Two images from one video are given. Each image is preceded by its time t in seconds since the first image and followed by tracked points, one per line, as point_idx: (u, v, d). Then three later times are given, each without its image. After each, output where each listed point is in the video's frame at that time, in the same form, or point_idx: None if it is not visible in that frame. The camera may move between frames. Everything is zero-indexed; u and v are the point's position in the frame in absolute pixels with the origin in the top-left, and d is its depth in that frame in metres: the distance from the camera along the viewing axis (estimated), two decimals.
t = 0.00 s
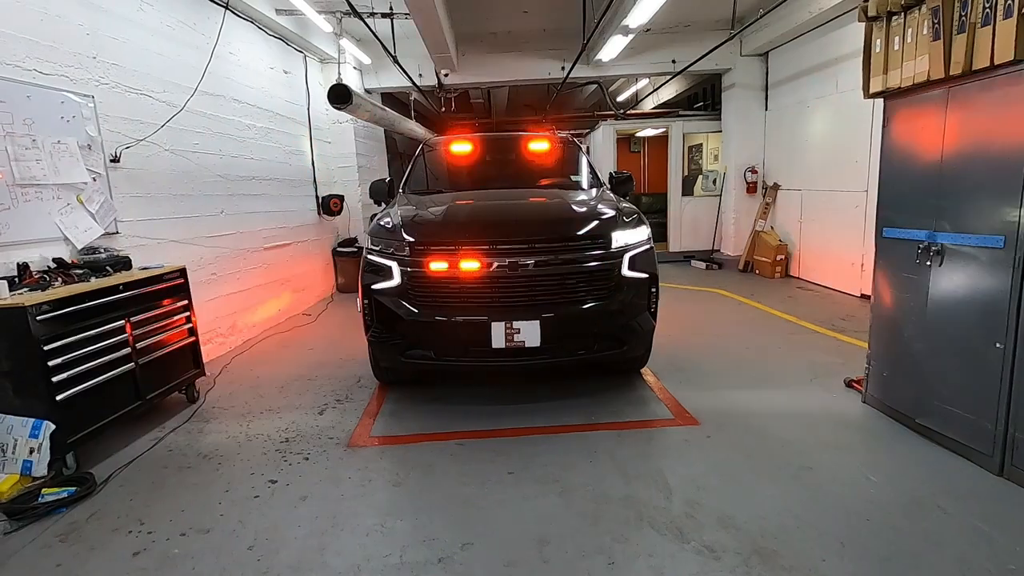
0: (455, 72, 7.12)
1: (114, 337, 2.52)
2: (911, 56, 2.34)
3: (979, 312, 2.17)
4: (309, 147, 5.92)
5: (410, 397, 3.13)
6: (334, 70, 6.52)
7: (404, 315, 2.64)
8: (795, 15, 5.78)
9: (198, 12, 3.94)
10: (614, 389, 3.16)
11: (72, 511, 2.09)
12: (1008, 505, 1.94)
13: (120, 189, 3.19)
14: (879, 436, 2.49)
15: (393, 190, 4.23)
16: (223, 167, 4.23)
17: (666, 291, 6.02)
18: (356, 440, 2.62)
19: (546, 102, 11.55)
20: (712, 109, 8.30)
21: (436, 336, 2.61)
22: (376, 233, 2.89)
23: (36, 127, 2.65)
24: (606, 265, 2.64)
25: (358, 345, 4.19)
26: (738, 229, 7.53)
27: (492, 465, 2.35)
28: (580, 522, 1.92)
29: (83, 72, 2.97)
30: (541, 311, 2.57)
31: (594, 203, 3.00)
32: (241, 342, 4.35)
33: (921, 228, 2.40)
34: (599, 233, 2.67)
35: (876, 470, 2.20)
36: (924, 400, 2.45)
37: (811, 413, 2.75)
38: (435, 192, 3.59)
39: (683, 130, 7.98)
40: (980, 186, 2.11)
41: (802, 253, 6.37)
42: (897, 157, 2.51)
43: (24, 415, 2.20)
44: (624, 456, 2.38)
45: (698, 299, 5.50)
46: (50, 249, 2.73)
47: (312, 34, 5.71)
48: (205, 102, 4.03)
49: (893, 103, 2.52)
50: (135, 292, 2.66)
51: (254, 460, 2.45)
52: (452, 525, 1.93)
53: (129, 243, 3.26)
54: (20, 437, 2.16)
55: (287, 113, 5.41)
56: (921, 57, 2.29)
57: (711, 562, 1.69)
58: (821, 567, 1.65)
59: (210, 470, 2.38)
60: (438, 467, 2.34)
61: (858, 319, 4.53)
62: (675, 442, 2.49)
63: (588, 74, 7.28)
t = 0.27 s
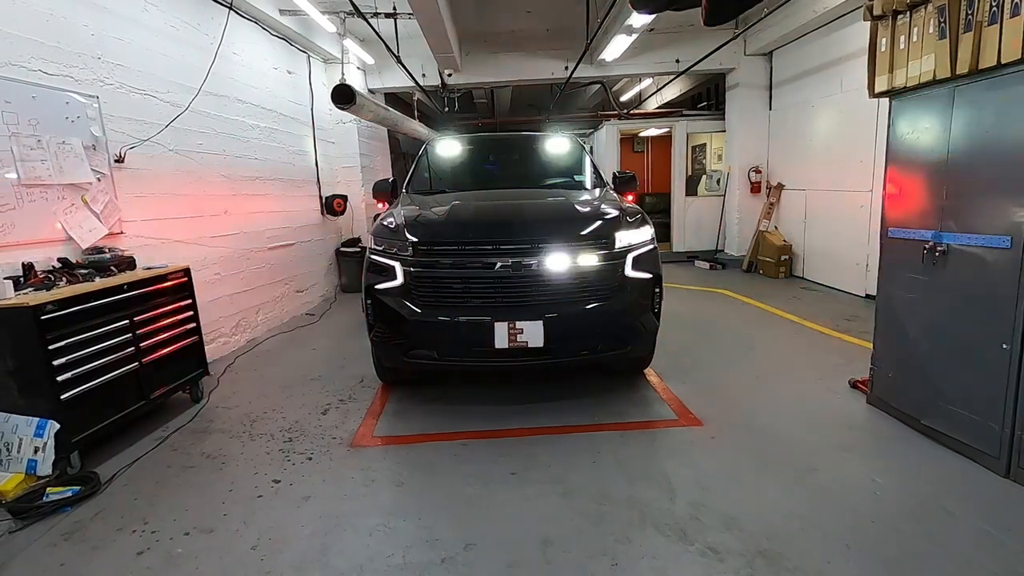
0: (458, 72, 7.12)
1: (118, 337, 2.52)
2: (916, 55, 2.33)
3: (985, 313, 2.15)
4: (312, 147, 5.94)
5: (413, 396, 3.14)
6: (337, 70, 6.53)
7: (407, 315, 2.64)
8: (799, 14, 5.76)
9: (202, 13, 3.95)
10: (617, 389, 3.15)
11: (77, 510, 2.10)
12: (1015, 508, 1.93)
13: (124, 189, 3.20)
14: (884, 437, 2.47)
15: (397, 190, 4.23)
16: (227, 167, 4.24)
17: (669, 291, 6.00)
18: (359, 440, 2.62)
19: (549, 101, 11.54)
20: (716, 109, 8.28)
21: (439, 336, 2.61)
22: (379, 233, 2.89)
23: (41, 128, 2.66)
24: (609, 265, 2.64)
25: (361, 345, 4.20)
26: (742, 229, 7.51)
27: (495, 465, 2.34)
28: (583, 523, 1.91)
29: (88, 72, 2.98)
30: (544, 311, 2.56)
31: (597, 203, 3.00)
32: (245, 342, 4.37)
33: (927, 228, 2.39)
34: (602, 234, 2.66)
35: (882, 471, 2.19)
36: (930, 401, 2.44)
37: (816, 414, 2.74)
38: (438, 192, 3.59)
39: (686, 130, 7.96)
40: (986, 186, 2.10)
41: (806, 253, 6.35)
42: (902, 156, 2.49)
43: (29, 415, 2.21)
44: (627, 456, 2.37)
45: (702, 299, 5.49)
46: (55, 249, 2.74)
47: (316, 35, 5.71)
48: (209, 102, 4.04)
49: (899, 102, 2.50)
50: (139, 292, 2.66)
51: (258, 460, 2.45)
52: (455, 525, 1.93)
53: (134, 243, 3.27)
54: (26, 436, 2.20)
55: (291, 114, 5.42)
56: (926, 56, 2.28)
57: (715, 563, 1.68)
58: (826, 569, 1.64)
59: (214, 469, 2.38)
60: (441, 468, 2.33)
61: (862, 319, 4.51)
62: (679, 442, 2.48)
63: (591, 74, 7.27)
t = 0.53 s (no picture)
0: (460, 72, 7.12)
1: (119, 337, 2.52)
2: (920, 54, 2.32)
3: (989, 314, 2.14)
4: (314, 147, 5.94)
5: (414, 397, 3.13)
6: (339, 70, 6.53)
7: (408, 315, 2.63)
8: (801, 14, 5.74)
9: (204, 13, 3.95)
10: (619, 390, 3.14)
11: (77, 510, 2.09)
12: (1020, 510, 1.91)
13: (125, 189, 3.20)
14: (887, 439, 2.46)
15: (398, 190, 4.22)
16: (228, 167, 4.24)
17: (671, 291, 5.99)
18: (359, 440, 2.61)
19: (551, 102, 11.53)
20: (718, 109, 8.26)
21: (440, 336, 2.61)
22: (380, 233, 2.89)
23: (43, 127, 2.66)
24: (611, 265, 2.63)
25: (363, 345, 4.19)
26: (744, 229, 7.50)
27: (497, 466, 2.34)
28: (585, 524, 1.90)
29: (90, 72, 2.98)
30: (546, 311, 2.56)
31: (599, 203, 2.99)
32: (246, 342, 4.36)
33: (930, 228, 2.38)
34: (604, 234, 2.65)
35: (885, 473, 2.18)
36: (934, 402, 2.43)
37: (819, 415, 2.72)
38: (439, 192, 3.59)
39: (688, 130, 7.94)
40: (990, 186, 2.09)
41: (808, 253, 6.33)
42: (906, 156, 2.48)
43: (29, 415, 2.21)
44: (629, 457, 2.36)
45: (704, 300, 5.48)
46: (56, 248, 2.73)
47: (317, 35, 5.71)
48: (211, 102, 4.04)
49: (902, 102, 2.49)
50: (140, 292, 2.66)
51: (258, 460, 2.45)
52: (456, 526, 1.92)
53: (135, 243, 3.27)
54: (26, 436, 2.19)
55: (292, 113, 5.42)
56: (930, 56, 2.27)
57: (717, 565, 1.67)
58: (829, 571, 1.63)
59: (214, 469, 2.38)
60: (442, 468, 2.33)
61: (865, 319, 4.49)
62: (681, 443, 2.47)
63: (593, 74, 7.26)
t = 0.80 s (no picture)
0: (455, 72, 7.11)
1: (110, 339, 2.49)
2: (913, 56, 2.33)
3: (981, 314, 2.15)
4: (308, 147, 5.91)
5: (409, 398, 3.12)
6: (333, 71, 6.50)
7: (403, 316, 2.62)
8: (795, 15, 5.77)
9: (196, 12, 3.93)
10: (614, 390, 3.14)
11: (67, 515, 2.07)
12: (1012, 509, 1.92)
13: (117, 190, 3.17)
14: (881, 438, 2.47)
15: (393, 191, 4.21)
16: (221, 168, 4.22)
17: (666, 291, 6.00)
18: (354, 442, 2.60)
19: (545, 102, 11.53)
20: (712, 110, 8.29)
21: (435, 337, 2.60)
22: (374, 234, 2.87)
23: (33, 128, 2.63)
24: (606, 266, 2.63)
25: (357, 347, 4.17)
26: (738, 230, 7.52)
27: (492, 467, 2.33)
28: (580, 526, 1.90)
29: (80, 72, 2.95)
30: (541, 312, 2.55)
31: (594, 204, 2.99)
32: (240, 344, 4.34)
33: (922, 229, 2.39)
34: (599, 235, 2.65)
35: (879, 472, 2.19)
36: (927, 402, 2.44)
37: (813, 415, 2.73)
38: (434, 193, 3.57)
39: (682, 131, 7.96)
40: (982, 187, 2.10)
41: (802, 253, 6.36)
42: (898, 157, 2.49)
43: (19, 419, 2.18)
44: (625, 458, 2.36)
45: (698, 300, 5.49)
46: (47, 250, 2.71)
47: (311, 35, 5.69)
48: (204, 103, 4.02)
49: (895, 103, 2.51)
50: (132, 294, 2.64)
51: (252, 463, 2.43)
52: (451, 529, 1.91)
53: (127, 244, 3.24)
54: (16, 439, 2.15)
55: (286, 114, 5.40)
56: (923, 57, 2.28)
57: (713, 566, 1.67)
58: (824, 571, 1.63)
59: (207, 473, 2.36)
60: (438, 470, 2.32)
61: (858, 319, 4.52)
62: (676, 444, 2.47)
63: (588, 75, 7.27)
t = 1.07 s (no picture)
0: (465, 76, 7.13)
1: (124, 341, 2.52)
2: (928, 58, 2.30)
3: (999, 321, 2.11)
4: (319, 151, 5.96)
5: (418, 402, 3.12)
6: (344, 75, 6.55)
7: (412, 320, 2.62)
8: (807, 18, 5.73)
9: (210, 18, 3.98)
10: (624, 395, 3.12)
11: (80, 515, 2.09)
12: None
13: (131, 194, 3.21)
14: (896, 446, 2.43)
15: (403, 195, 4.23)
16: (234, 171, 4.26)
17: (677, 296, 5.96)
18: (363, 445, 2.60)
19: (556, 106, 11.54)
20: (723, 113, 8.24)
21: (444, 341, 2.60)
22: (384, 237, 2.88)
23: (50, 132, 2.67)
24: (616, 270, 2.61)
25: (367, 350, 4.19)
26: (750, 234, 7.46)
27: (500, 472, 2.32)
28: (589, 532, 1.88)
29: (97, 77, 3.00)
30: (550, 317, 2.55)
31: (604, 208, 2.98)
32: (251, 346, 4.37)
33: (938, 233, 2.35)
34: (609, 238, 2.64)
35: (893, 481, 2.15)
36: (943, 409, 2.39)
37: (826, 421, 2.69)
38: (444, 197, 3.58)
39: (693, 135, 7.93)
40: (999, 191, 2.06)
41: (814, 258, 6.29)
42: (914, 160, 2.46)
43: (34, 419, 2.21)
44: (634, 464, 2.34)
45: (709, 304, 5.45)
46: (63, 253, 2.75)
47: (323, 40, 5.74)
48: (217, 107, 4.06)
49: (910, 106, 2.47)
50: (145, 296, 2.67)
51: (261, 465, 2.44)
52: (459, 534, 1.90)
53: (140, 247, 3.28)
54: (31, 440, 2.20)
55: (298, 118, 5.44)
56: (939, 59, 2.25)
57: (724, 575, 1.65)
58: None
59: (218, 474, 2.38)
60: (446, 474, 2.31)
61: (872, 325, 4.45)
62: (687, 450, 2.45)
63: (598, 79, 7.26)
